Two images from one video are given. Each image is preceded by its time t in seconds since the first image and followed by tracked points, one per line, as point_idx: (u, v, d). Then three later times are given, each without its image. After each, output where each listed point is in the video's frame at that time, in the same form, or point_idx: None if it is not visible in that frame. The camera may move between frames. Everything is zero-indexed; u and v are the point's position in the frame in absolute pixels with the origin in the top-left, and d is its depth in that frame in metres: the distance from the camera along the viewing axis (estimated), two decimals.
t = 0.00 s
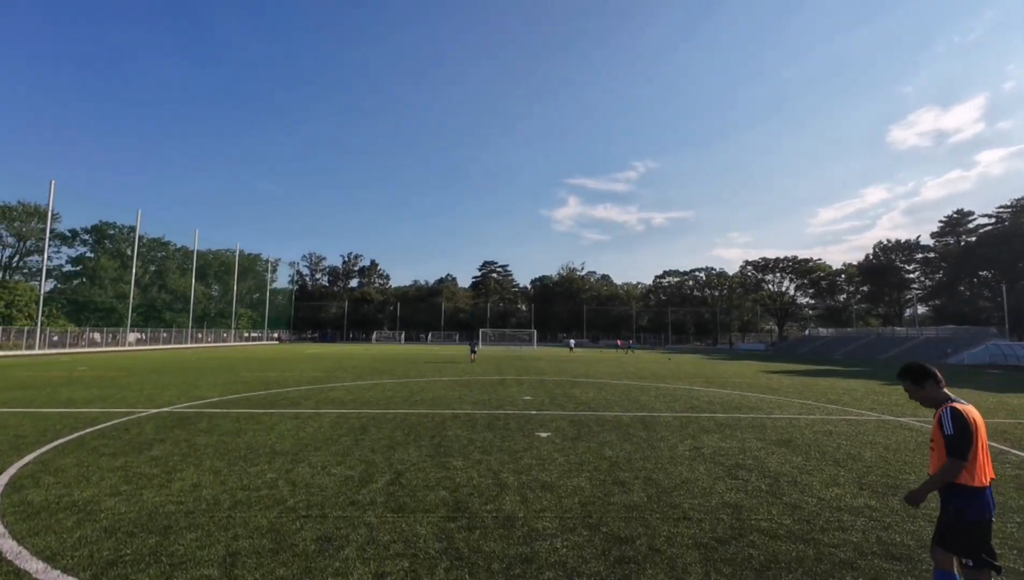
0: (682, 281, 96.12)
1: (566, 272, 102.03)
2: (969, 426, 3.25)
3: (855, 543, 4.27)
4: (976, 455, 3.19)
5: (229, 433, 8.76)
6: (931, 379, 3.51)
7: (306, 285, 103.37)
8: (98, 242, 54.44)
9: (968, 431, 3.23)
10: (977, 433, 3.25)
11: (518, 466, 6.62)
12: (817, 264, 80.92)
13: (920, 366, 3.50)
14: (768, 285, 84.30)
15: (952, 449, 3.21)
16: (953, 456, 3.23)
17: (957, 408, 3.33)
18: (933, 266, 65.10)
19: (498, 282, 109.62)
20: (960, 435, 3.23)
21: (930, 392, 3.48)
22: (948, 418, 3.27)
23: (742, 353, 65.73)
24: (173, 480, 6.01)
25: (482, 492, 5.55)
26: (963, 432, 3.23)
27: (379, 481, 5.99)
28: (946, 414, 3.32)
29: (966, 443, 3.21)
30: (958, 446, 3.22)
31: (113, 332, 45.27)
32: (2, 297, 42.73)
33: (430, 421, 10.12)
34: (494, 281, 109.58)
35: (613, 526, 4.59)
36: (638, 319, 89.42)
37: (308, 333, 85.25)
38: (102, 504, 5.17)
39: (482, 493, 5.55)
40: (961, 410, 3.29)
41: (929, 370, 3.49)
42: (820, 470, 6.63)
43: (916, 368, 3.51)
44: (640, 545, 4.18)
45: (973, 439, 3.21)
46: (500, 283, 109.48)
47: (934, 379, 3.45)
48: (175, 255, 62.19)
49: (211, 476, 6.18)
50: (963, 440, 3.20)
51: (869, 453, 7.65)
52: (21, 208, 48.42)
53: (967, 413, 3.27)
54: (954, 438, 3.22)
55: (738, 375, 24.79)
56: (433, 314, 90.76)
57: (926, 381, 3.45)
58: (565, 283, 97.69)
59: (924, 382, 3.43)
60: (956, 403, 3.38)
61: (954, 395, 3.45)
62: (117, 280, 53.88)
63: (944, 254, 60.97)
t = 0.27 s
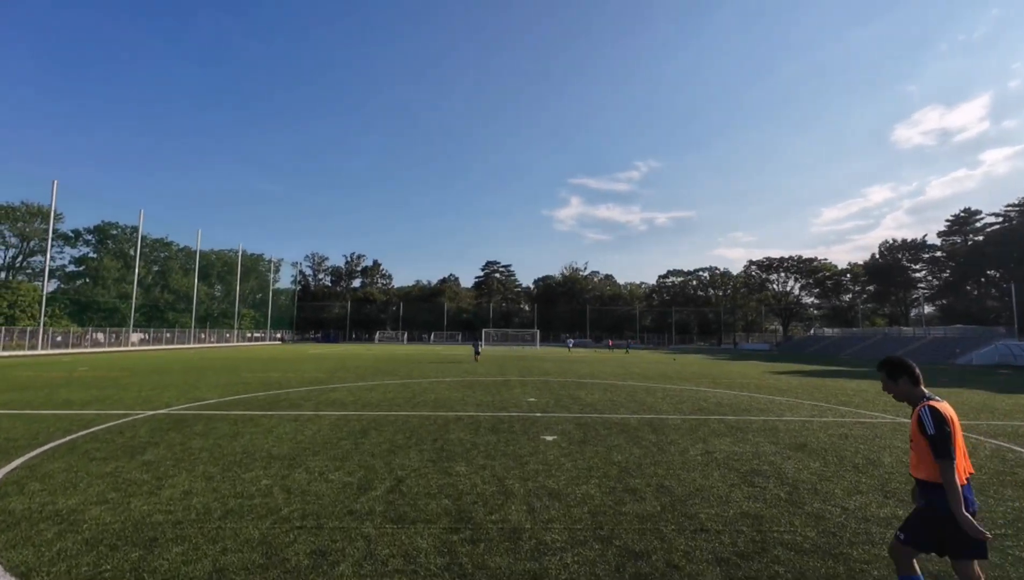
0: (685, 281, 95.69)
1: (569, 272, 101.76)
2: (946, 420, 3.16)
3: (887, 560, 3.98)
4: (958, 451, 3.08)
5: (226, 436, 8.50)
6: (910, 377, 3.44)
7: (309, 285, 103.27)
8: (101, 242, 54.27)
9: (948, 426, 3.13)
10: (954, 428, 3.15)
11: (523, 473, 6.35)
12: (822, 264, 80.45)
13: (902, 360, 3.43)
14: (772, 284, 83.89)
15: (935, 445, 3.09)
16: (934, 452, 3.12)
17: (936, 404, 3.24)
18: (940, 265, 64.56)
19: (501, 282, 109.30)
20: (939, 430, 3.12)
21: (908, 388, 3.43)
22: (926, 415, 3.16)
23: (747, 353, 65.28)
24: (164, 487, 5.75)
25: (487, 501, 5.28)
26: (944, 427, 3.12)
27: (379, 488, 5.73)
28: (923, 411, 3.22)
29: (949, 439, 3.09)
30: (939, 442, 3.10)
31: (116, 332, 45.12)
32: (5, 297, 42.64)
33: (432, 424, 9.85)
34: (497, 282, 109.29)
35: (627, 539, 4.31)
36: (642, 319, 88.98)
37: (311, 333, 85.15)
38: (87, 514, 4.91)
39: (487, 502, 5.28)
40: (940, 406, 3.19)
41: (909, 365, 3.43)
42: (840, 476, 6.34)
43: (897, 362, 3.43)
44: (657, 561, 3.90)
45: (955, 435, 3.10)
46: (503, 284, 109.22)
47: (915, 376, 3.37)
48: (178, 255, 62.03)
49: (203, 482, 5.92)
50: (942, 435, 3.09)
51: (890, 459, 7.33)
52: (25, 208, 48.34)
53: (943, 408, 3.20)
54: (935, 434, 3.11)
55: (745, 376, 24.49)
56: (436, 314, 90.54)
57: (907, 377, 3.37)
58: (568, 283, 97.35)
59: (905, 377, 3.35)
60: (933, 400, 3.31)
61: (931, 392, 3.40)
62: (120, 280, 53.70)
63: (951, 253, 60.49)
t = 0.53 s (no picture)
0: (689, 281, 95.25)
1: (572, 272, 101.47)
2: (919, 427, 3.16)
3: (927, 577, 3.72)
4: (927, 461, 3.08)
5: (226, 440, 8.25)
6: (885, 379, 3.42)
7: (312, 285, 103.14)
8: (105, 243, 54.06)
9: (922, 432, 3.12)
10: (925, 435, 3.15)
11: (531, 479, 6.12)
12: (828, 264, 79.98)
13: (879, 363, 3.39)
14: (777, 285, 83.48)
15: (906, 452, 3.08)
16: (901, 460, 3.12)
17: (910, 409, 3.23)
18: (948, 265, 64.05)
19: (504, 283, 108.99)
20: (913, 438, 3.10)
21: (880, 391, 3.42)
22: (899, 421, 3.13)
23: (752, 354, 64.88)
24: (157, 494, 5.50)
25: (495, 511, 5.01)
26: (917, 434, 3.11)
27: (381, 496, 5.47)
28: (892, 417, 3.21)
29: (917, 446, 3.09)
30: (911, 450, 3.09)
31: (119, 332, 44.99)
32: (8, 297, 42.58)
33: (435, 426, 9.61)
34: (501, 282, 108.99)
35: (647, 553, 4.05)
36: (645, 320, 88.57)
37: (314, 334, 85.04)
38: (74, 523, 4.66)
39: (495, 511, 5.02)
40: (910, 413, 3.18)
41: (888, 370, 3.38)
42: (864, 485, 6.07)
43: (874, 366, 3.39)
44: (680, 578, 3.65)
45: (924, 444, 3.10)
46: (507, 284, 108.95)
47: (891, 380, 3.33)
48: (181, 256, 61.82)
49: (198, 489, 5.66)
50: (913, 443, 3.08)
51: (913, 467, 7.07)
52: (29, 208, 48.27)
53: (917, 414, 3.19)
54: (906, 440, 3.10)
55: (752, 377, 24.20)
56: (439, 314, 90.31)
57: (884, 382, 3.33)
58: (572, 283, 97.00)
59: (883, 381, 3.30)
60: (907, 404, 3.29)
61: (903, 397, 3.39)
62: (123, 280, 53.49)
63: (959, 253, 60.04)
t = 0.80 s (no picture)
0: (692, 281, 94.87)
1: (575, 272, 101.20)
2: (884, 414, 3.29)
3: None
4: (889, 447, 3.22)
5: (224, 442, 8.02)
6: (866, 373, 3.56)
7: (314, 285, 103.02)
8: (107, 243, 53.89)
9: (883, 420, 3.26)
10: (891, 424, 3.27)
11: (540, 484, 5.88)
12: (832, 264, 79.54)
13: (855, 355, 3.54)
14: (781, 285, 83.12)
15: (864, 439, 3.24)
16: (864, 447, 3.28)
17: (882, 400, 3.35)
18: (954, 264, 63.62)
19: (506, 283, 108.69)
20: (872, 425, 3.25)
21: (862, 383, 3.56)
22: (862, 410, 3.29)
23: (756, 354, 64.53)
24: (149, 500, 5.28)
25: (502, 519, 4.77)
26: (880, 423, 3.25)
27: (383, 503, 5.22)
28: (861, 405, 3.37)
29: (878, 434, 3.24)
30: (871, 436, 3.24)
31: (121, 332, 44.88)
32: (10, 297, 42.53)
33: (439, 428, 9.37)
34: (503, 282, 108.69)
35: (666, 567, 3.80)
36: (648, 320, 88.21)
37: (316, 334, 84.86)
38: (60, 532, 4.43)
39: (502, 519, 4.77)
40: (879, 403, 3.30)
41: (866, 362, 3.52)
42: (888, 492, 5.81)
43: (852, 359, 3.55)
44: None
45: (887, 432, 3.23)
46: (509, 284, 108.68)
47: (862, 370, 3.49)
48: (183, 256, 61.66)
49: (192, 495, 5.41)
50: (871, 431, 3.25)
51: (934, 473, 6.84)
52: (31, 208, 48.25)
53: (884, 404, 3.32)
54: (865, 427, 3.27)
55: (759, 378, 23.92)
56: (441, 315, 90.10)
57: (859, 374, 3.48)
58: (574, 283, 96.73)
59: (853, 373, 3.48)
60: (879, 396, 3.41)
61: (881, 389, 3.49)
62: (125, 280, 53.27)
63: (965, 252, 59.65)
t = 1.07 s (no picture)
0: (694, 281, 94.60)
1: (576, 273, 100.96)
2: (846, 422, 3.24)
3: None
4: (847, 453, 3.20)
5: (219, 446, 7.80)
6: (832, 378, 3.51)
7: (315, 286, 102.84)
8: (107, 243, 53.69)
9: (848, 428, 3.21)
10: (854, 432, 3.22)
11: (545, 491, 5.66)
12: (834, 264, 79.23)
13: (822, 360, 3.49)
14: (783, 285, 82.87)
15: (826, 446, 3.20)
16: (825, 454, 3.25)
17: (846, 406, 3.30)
18: (957, 264, 63.31)
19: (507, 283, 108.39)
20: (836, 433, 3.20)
21: (828, 389, 3.50)
22: (825, 416, 3.25)
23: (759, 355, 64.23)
24: (140, 509, 5.06)
25: (508, 530, 4.55)
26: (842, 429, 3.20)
27: (382, 512, 5.00)
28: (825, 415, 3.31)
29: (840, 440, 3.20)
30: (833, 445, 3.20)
31: (121, 333, 44.74)
32: (10, 297, 42.34)
33: (441, 432, 9.15)
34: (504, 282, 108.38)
35: None
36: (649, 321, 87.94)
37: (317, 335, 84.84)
38: (44, 545, 4.22)
39: (508, 530, 4.56)
40: (843, 409, 3.25)
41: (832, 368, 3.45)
42: (910, 502, 5.59)
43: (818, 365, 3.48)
44: None
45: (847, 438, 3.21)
46: (510, 284, 108.38)
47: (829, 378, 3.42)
48: (184, 256, 61.30)
49: (183, 503, 5.20)
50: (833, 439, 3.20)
51: (953, 480, 6.61)
52: (30, 208, 48.04)
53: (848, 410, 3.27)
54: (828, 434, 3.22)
55: (764, 379, 23.69)
56: (443, 315, 89.92)
57: (823, 380, 3.45)
58: (575, 284, 96.48)
59: (818, 378, 3.43)
60: (842, 401, 3.37)
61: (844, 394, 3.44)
62: (126, 281, 52.98)
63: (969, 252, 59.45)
